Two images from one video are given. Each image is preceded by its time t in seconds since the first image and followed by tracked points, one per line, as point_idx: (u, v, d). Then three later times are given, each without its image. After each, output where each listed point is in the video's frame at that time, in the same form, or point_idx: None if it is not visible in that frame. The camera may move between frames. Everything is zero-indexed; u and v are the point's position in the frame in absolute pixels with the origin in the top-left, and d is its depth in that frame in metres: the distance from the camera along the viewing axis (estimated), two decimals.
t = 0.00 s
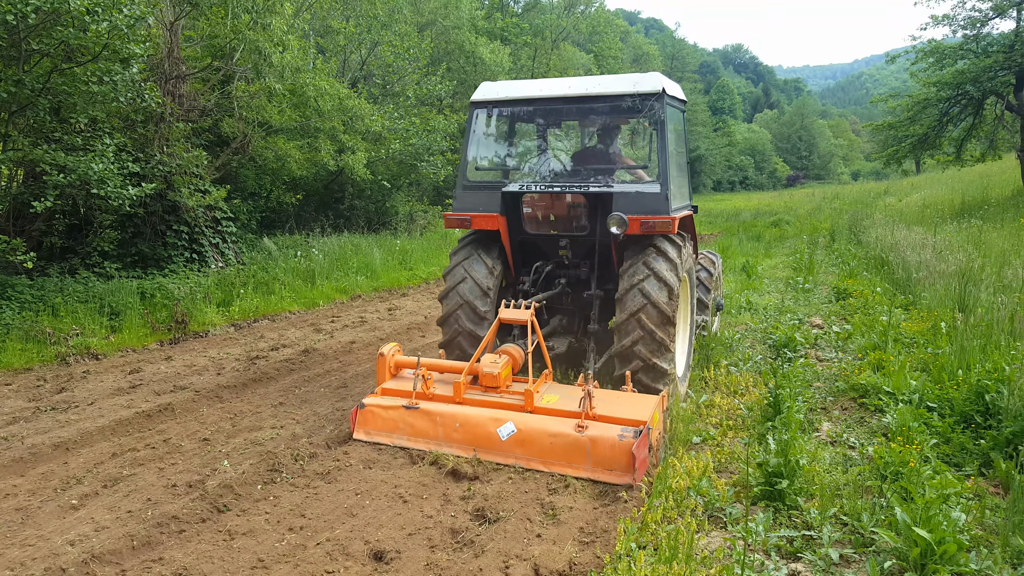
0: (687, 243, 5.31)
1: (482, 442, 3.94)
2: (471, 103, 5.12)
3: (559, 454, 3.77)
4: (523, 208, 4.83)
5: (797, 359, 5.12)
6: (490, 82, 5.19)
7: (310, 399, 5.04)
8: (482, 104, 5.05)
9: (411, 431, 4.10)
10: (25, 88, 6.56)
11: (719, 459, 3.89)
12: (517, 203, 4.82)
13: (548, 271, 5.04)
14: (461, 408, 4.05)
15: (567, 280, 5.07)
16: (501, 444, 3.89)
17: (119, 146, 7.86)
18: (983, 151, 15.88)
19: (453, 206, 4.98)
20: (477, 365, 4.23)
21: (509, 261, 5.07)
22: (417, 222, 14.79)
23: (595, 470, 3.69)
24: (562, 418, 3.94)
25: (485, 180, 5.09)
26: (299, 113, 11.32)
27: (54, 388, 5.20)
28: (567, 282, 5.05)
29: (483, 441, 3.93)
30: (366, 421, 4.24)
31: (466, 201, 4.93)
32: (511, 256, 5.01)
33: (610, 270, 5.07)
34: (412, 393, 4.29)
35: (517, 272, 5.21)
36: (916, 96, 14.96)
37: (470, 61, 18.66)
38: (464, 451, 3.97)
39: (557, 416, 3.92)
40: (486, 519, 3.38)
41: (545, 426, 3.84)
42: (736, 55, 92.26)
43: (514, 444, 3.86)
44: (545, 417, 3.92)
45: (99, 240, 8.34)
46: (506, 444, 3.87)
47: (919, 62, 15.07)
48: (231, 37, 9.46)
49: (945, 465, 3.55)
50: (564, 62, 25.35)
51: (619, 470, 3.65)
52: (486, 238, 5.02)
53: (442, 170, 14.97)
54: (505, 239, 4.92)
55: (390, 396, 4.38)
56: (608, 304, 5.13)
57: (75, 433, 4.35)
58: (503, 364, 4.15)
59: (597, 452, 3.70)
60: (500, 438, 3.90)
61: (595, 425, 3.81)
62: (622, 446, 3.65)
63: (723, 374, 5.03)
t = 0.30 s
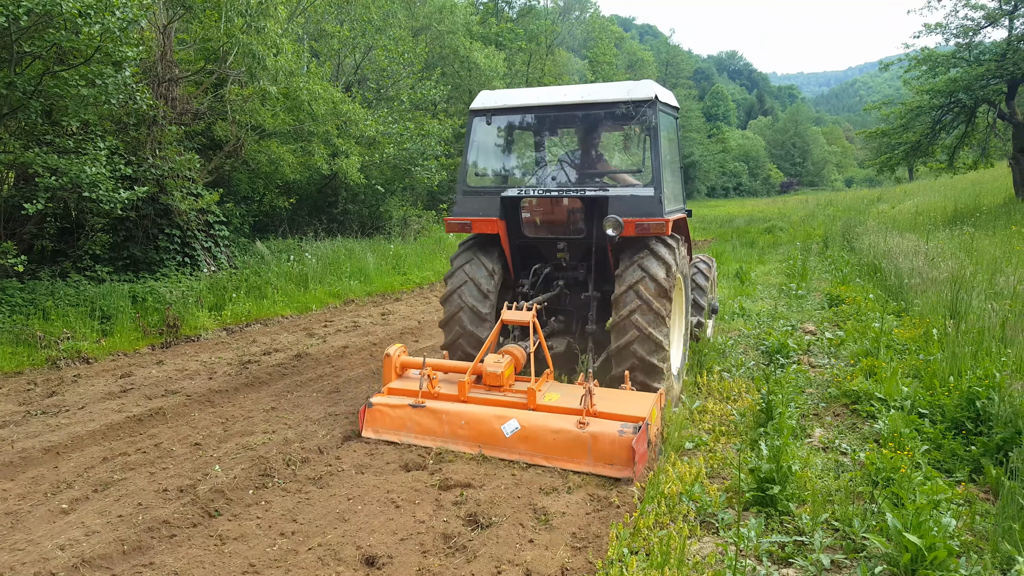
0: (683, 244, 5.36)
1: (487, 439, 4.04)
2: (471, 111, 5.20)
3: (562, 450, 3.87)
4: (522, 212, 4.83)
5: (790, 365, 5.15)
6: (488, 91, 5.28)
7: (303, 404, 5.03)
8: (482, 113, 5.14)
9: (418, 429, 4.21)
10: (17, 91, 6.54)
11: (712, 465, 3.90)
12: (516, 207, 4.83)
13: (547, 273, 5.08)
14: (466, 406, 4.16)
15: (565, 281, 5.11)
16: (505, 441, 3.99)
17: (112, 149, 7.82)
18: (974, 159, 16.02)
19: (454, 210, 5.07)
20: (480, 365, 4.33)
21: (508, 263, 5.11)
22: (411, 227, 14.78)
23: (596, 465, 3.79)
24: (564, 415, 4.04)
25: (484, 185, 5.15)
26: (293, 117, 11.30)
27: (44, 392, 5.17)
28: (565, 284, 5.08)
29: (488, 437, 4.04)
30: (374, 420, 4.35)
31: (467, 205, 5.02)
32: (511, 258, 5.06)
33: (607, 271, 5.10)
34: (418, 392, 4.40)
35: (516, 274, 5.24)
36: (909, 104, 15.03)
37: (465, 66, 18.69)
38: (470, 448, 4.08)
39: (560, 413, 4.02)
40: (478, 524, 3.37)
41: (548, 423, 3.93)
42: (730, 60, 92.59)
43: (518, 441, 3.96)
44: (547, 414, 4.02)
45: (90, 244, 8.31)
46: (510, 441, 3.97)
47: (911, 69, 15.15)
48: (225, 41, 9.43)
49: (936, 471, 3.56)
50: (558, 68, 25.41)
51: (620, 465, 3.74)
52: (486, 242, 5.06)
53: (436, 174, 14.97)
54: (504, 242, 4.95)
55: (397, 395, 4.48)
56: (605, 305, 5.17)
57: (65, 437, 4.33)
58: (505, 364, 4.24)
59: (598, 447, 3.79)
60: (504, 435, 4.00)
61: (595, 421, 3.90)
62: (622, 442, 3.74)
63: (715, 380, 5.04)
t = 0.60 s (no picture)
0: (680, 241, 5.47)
1: (494, 431, 4.17)
2: (473, 117, 5.31)
3: (567, 440, 4.01)
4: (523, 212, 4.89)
5: (785, 367, 5.18)
6: (490, 97, 5.40)
7: (299, 406, 5.03)
8: (484, 118, 5.25)
9: (427, 423, 4.34)
10: (14, 94, 6.57)
11: (707, 466, 3.91)
12: (518, 209, 4.93)
13: (548, 271, 5.19)
14: (473, 400, 4.29)
15: (566, 280, 5.20)
16: (512, 433, 4.13)
17: (108, 151, 7.82)
18: (968, 161, 16.09)
19: (458, 212, 5.21)
20: (486, 361, 4.46)
21: (511, 263, 5.22)
22: (407, 229, 14.78)
23: (600, 453, 3.94)
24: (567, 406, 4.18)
25: (488, 188, 5.21)
26: (289, 120, 11.31)
27: (41, 395, 5.17)
28: (566, 282, 5.18)
29: (495, 429, 4.17)
30: (384, 416, 4.47)
31: (471, 207, 5.19)
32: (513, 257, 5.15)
33: (607, 269, 5.20)
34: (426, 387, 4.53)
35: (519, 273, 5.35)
36: (903, 106, 15.09)
37: (461, 69, 18.74)
38: (478, 441, 4.21)
39: (563, 404, 4.16)
40: (475, 523, 3.38)
41: (552, 414, 4.07)
42: (727, 63, 92.85)
43: (524, 432, 4.10)
44: (551, 405, 4.16)
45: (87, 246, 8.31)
46: (516, 432, 4.11)
47: (906, 72, 15.22)
48: (221, 44, 9.44)
49: (931, 471, 3.58)
50: (553, 70, 25.46)
51: (622, 453, 3.89)
52: (490, 242, 5.17)
53: (433, 177, 14.99)
54: (507, 242, 5.06)
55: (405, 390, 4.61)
56: (606, 302, 5.27)
57: (62, 439, 4.34)
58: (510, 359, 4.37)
59: (601, 436, 3.94)
60: (511, 427, 4.13)
61: (598, 412, 4.05)
62: (624, 430, 3.89)
63: (711, 381, 5.05)
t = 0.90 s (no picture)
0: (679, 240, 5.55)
1: (500, 424, 4.30)
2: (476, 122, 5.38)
3: (570, 433, 4.13)
4: (527, 215, 5.08)
5: (780, 368, 5.21)
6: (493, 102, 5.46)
7: (296, 408, 5.03)
8: (487, 122, 5.32)
9: (435, 416, 4.46)
10: (9, 96, 6.59)
11: (703, 466, 3.92)
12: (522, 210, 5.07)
13: (551, 271, 5.26)
14: (479, 395, 4.41)
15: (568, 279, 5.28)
16: (518, 426, 4.25)
17: (103, 153, 7.81)
18: (963, 162, 16.15)
19: (463, 214, 5.26)
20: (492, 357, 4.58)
21: (515, 264, 5.30)
22: (404, 231, 14.78)
23: (602, 445, 4.07)
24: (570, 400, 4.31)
25: (492, 191, 5.27)
26: (285, 121, 11.30)
27: (36, 397, 5.16)
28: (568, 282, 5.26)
29: (501, 422, 4.29)
30: (394, 410, 4.59)
31: (475, 209, 5.21)
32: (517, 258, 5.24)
33: (608, 268, 5.29)
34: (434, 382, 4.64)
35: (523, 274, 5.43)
36: (898, 107, 15.14)
37: (457, 70, 18.77)
38: (485, 434, 4.34)
39: (566, 398, 4.29)
40: (472, 524, 3.39)
41: (556, 408, 4.20)
42: (723, 64, 93.02)
43: (529, 425, 4.23)
44: (555, 399, 4.29)
45: (82, 248, 8.28)
46: (522, 425, 4.23)
47: (901, 73, 15.27)
48: (217, 45, 9.43)
49: (925, 472, 3.59)
50: (550, 72, 25.50)
51: (624, 444, 4.02)
52: (494, 243, 5.27)
53: (429, 178, 14.99)
54: (511, 243, 5.17)
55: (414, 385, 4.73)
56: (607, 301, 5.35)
57: (57, 442, 4.33)
58: (515, 355, 4.49)
59: (604, 429, 4.07)
60: (516, 420, 4.26)
61: (600, 405, 4.18)
62: (626, 423, 4.02)
63: (707, 382, 5.07)
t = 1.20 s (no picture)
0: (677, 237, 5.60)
1: (507, 416, 4.41)
2: (479, 127, 5.42)
3: (575, 423, 4.24)
4: (528, 215, 5.07)
5: (777, 367, 5.22)
6: (495, 108, 5.51)
7: (292, 409, 5.03)
8: (490, 126, 5.37)
9: (444, 409, 4.57)
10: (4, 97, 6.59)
11: (701, 466, 3.92)
12: (524, 211, 5.07)
13: (552, 270, 5.28)
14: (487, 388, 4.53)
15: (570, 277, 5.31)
16: (524, 417, 4.36)
17: (99, 153, 7.80)
18: (959, 162, 16.19)
19: (466, 215, 5.30)
20: (498, 353, 4.69)
21: (518, 263, 5.32)
22: (401, 231, 14.77)
23: (606, 435, 4.18)
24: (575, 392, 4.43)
25: (495, 193, 5.33)
26: (281, 121, 11.29)
27: (32, 399, 5.15)
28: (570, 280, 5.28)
29: (508, 414, 4.40)
30: (404, 403, 4.71)
31: (479, 210, 5.25)
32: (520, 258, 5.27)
33: (608, 265, 5.31)
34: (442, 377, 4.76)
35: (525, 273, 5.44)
36: (894, 107, 15.18)
37: (454, 70, 18.77)
38: (492, 426, 4.45)
39: (570, 391, 4.41)
40: (469, 524, 3.39)
41: (561, 399, 4.31)
42: (720, 64, 93.18)
43: (535, 417, 4.34)
44: (560, 391, 4.40)
45: (78, 249, 8.27)
46: (528, 417, 4.35)
47: (896, 73, 15.30)
48: (214, 46, 9.42)
49: (922, 471, 3.59)
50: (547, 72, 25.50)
51: (627, 434, 4.14)
52: (496, 244, 5.29)
53: (426, 178, 14.99)
54: (514, 243, 5.19)
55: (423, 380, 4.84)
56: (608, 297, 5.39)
57: (53, 444, 4.32)
58: (520, 350, 4.60)
59: (607, 419, 4.18)
60: (523, 412, 4.37)
61: (603, 397, 4.30)
62: (629, 414, 4.13)
63: (703, 381, 5.07)
